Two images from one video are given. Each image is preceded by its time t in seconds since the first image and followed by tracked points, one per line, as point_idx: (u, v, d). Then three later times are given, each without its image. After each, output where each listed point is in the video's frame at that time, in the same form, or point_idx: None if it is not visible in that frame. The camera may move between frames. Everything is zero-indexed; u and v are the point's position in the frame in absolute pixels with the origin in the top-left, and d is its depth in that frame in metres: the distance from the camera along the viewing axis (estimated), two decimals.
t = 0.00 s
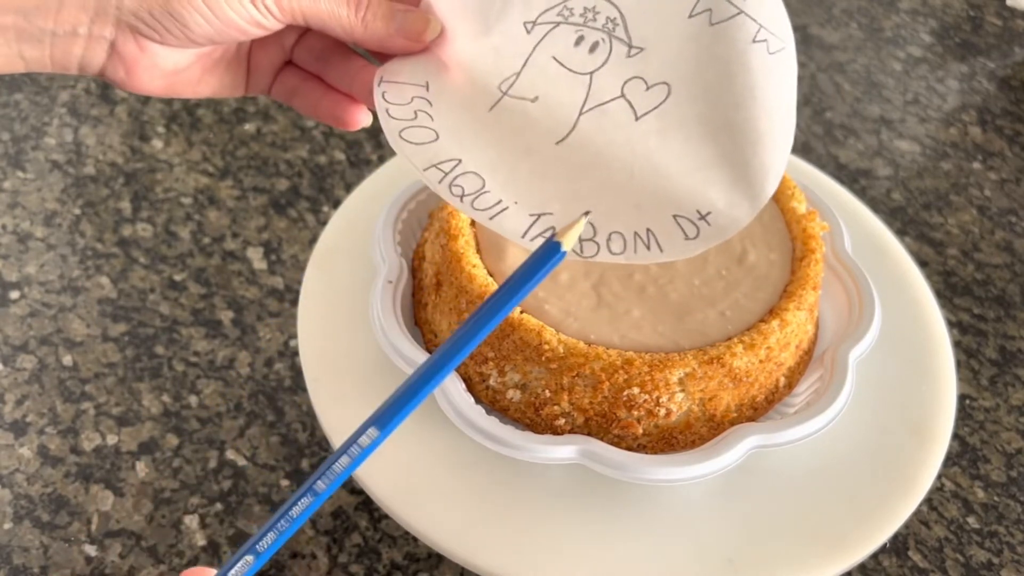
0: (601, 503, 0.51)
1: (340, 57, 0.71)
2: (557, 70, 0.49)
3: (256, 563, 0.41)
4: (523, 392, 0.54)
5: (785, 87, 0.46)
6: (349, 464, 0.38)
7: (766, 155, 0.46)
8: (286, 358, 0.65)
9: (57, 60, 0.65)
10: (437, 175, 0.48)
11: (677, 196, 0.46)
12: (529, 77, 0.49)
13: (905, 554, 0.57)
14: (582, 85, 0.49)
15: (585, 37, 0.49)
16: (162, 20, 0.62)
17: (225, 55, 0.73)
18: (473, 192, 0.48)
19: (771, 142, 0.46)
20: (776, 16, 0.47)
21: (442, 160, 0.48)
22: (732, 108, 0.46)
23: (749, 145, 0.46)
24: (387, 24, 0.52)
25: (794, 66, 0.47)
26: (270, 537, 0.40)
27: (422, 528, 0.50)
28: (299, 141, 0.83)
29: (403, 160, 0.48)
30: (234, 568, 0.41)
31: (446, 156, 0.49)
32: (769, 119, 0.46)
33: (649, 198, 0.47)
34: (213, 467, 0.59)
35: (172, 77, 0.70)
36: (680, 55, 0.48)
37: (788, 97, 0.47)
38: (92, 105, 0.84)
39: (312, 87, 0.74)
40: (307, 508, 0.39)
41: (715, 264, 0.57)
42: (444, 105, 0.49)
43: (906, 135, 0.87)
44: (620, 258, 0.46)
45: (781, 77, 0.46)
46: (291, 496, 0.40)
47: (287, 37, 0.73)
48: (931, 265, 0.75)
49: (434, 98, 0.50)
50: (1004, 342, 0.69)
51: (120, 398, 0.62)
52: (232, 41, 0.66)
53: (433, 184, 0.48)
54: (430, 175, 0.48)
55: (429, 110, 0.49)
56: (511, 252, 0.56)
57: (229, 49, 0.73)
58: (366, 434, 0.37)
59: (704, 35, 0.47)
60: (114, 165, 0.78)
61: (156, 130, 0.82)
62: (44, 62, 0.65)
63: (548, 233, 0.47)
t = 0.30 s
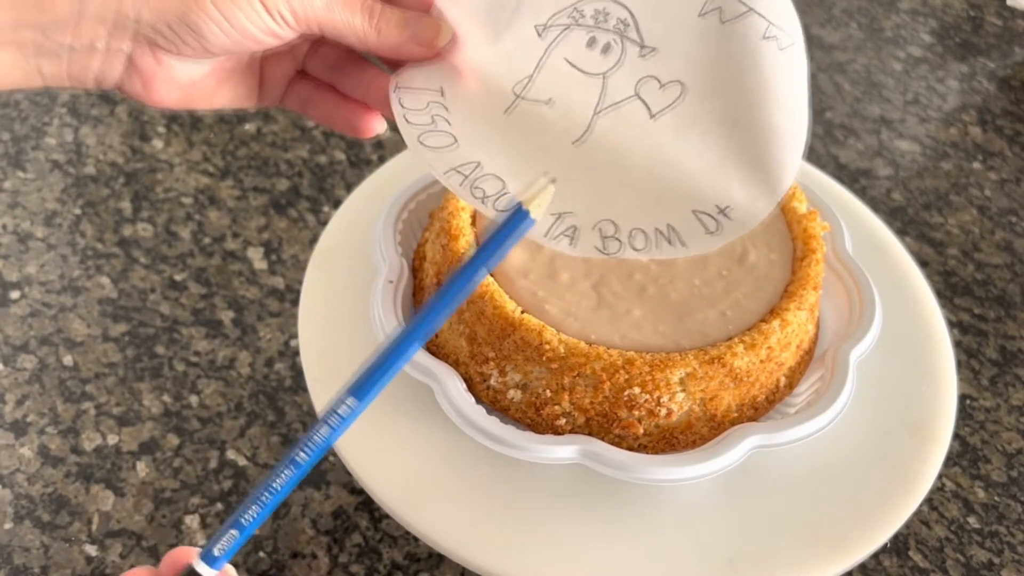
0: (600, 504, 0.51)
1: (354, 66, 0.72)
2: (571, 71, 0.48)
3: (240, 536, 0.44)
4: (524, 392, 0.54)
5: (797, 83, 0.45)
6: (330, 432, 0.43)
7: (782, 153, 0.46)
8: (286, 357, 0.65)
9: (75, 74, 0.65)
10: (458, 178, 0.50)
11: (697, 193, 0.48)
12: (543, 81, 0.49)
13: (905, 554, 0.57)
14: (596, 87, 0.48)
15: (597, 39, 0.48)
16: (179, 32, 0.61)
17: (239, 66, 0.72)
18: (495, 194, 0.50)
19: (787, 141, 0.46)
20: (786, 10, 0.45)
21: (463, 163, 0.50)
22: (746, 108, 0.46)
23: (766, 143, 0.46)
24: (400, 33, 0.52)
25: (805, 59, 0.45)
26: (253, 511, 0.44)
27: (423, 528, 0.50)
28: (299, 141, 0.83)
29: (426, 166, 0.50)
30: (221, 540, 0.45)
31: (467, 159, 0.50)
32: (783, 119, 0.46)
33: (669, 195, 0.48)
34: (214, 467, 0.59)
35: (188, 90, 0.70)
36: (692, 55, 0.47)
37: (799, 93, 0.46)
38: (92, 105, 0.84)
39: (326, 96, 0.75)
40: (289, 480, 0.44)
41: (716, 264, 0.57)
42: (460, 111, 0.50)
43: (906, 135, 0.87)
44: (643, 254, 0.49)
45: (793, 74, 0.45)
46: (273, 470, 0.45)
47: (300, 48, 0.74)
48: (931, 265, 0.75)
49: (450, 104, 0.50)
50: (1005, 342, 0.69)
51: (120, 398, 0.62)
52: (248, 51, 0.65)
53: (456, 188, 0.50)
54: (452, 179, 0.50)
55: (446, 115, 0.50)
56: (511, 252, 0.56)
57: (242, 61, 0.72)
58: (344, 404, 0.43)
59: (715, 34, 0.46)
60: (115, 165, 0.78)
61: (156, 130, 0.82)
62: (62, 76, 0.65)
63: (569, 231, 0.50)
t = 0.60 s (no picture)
0: (599, 502, 0.51)
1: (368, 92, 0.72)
2: (586, 95, 0.49)
3: (237, 558, 0.41)
4: (523, 392, 0.54)
5: (820, 103, 0.46)
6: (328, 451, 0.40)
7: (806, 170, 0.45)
8: (286, 357, 0.65)
9: (87, 103, 0.66)
10: (470, 205, 0.47)
11: (717, 218, 0.46)
12: (557, 105, 0.49)
13: (905, 554, 0.57)
14: (611, 109, 0.49)
15: (613, 62, 0.49)
16: (190, 61, 0.61)
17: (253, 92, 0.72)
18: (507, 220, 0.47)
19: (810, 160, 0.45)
20: (804, 32, 0.47)
21: (474, 189, 0.48)
22: (767, 126, 0.46)
23: (788, 161, 0.46)
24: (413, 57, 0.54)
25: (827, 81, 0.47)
26: (251, 531, 0.41)
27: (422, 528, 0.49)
28: (299, 142, 0.83)
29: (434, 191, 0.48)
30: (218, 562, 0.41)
31: (479, 184, 0.48)
32: (805, 136, 0.46)
33: (688, 219, 0.47)
34: (213, 467, 0.59)
35: (200, 118, 0.70)
36: (710, 76, 0.48)
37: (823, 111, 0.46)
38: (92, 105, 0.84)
39: (340, 125, 0.74)
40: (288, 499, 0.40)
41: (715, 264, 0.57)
42: (473, 137, 0.49)
43: (906, 135, 0.87)
44: (662, 279, 0.46)
45: (815, 92, 0.46)
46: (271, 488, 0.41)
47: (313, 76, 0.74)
48: (931, 265, 0.75)
49: (463, 130, 0.49)
50: (1005, 342, 0.69)
51: (120, 398, 0.62)
52: (259, 79, 0.65)
53: (466, 215, 0.47)
54: (463, 206, 0.48)
55: (459, 141, 0.49)
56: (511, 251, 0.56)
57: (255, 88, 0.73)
58: (345, 421, 0.39)
59: (734, 53, 0.48)
60: (115, 165, 0.78)
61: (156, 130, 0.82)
62: (74, 105, 0.66)
63: (586, 255, 0.46)
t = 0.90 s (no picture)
0: (599, 502, 0.51)
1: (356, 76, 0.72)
2: (571, 78, 0.48)
3: (182, 550, 0.43)
4: (523, 392, 0.54)
5: (803, 85, 0.46)
6: (273, 447, 0.43)
7: (786, 154, 0.46)
8: (286, 358, 0.65)
9: (75, 87, 0.66)
10: (455, 189, 0.48)
11: (698, 200, 0.47)
12: (542, 88, 0.49)
13: (905, 554, 0.57)
14: (595, 92, 0.48)
15: (597, 45, 0.48)
16: (176, 46, 0.61)
17: (240, 75, 0.73)
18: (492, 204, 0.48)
19: (791, 142, 0.46)
20: (790, 12, 0.45)
21: (458, 173, 0.48)
22: (748, 109, 0.46)
23: (769, 145, 0.46)
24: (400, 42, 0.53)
25: (809, 62, 0.46)
26: (196, 524, 0.43)
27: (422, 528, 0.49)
28: (299, 141, 0.83)
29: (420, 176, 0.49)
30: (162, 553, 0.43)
31: (462, 168, 0.49)
32: (785, 119, 0.46)
33: (671, 202, 0.48)
34: (213, 467, 0.59)
35: (189, 102, 0.71)
36: (693, 58, 0.47)
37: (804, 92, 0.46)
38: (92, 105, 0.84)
39: (327, 108, 0.74)
40: (232, 493, 0.43)
41: (716, 264, 0.57)
42: (459, 120, 0.49)
43: (906, 135, 0.87)
44: (642, 262, 0.48)
45: (797, 75, 0.46)
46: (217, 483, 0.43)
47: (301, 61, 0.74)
48: (931, 265, 0.75)
49: (449, 113, 0.49)
50: (1005, 342, 0.69)
51: (120, 398, 0.62)
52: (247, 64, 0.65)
53: (452, 199, 0.48)
54: (448, 190, 0.48)
55: (444, 124, 0.49)
56: (511, 251, 0.56)
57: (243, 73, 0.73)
58: (290, 418, 0.43)
59: (716, 36, 0.47)
60: (115, 165, 0.79)
61: (156, 130, 0.82)
62: (62, 90, 0.66)
63: (567, 240, 0.48)
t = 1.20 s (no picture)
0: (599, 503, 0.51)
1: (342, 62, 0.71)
2: (561, 62, 0.48)
3: (198, 536, 0.42)
4: (523, 392, 0.54)
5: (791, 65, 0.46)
6: (292, 433, 0.41)
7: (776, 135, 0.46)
8: (286, 357, 0.65)
9: (62, 75, 0.66)
10: (444, 173, 0.48)
11: (690, 182, 0.48)
12: (532, 71, 0.48)
13: (905, 554, 0.57)
14: (586, 75, 0.48)
15: (587, 27, 0.48)
16: (163, 32, 0.62)
17: (228, 62, 0.72)
18: (482, 186, 0.47)
19: (780, 123, 0.46)
20: None
21: (450, 156, 0.48)
22: (738, 91, 0.47)
23: (759, 125, 0.46)
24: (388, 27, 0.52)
25: (799, 42, 0.47)
26: (214, 509, 0.42)
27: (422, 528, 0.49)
28: (299, 141, 0.83)
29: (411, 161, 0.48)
30: (179, 539, 0.42)
31: (453, 151, 0.48)
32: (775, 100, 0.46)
33: (661, 186, 0.48)
34: (213, 467, 0.59)
35: (177, 89, 0.70)
36: (681, 40, 0.47)
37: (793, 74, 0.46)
38: (92, 105, 0.84)
39: (317, 93, 0.74)
40: (249, 481, 0.41)
41: (715, 264, 0.57)
42: (449, 104, 0.49)
43: (906, 135, 0.87)
44: (634, 244, 0.49)
45: (787, 55, 0.46)
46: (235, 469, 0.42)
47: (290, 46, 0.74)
48: (931, 265, 0.75)
49: (439, 98, 0.49)
50: (1005, 341, 0.69)
51: (120, 398, 0.62)
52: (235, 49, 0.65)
53: (441, 183, 0.48)
54: (438, 174, 0.48)
55: (434, 109, 0.48)
56: (511, 250, 0.56)
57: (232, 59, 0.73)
58: (309, 403, 0.41)
59: (705, 18, 0.47)
60: (115, 165, 0.78)
61: (156, 130, 0.82)
62: (50, 78, 0.66)
63: (558, 222, 0.48)
